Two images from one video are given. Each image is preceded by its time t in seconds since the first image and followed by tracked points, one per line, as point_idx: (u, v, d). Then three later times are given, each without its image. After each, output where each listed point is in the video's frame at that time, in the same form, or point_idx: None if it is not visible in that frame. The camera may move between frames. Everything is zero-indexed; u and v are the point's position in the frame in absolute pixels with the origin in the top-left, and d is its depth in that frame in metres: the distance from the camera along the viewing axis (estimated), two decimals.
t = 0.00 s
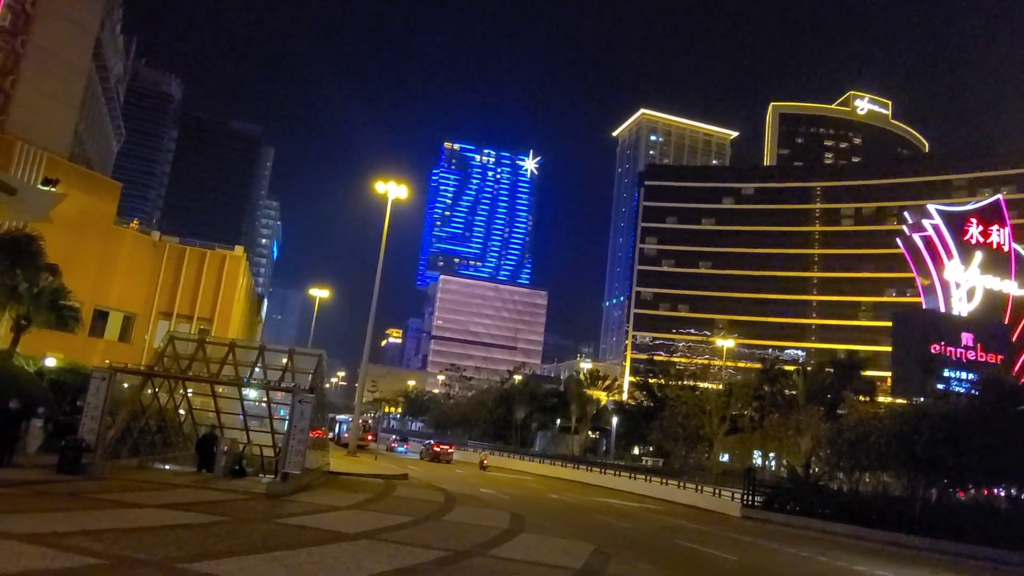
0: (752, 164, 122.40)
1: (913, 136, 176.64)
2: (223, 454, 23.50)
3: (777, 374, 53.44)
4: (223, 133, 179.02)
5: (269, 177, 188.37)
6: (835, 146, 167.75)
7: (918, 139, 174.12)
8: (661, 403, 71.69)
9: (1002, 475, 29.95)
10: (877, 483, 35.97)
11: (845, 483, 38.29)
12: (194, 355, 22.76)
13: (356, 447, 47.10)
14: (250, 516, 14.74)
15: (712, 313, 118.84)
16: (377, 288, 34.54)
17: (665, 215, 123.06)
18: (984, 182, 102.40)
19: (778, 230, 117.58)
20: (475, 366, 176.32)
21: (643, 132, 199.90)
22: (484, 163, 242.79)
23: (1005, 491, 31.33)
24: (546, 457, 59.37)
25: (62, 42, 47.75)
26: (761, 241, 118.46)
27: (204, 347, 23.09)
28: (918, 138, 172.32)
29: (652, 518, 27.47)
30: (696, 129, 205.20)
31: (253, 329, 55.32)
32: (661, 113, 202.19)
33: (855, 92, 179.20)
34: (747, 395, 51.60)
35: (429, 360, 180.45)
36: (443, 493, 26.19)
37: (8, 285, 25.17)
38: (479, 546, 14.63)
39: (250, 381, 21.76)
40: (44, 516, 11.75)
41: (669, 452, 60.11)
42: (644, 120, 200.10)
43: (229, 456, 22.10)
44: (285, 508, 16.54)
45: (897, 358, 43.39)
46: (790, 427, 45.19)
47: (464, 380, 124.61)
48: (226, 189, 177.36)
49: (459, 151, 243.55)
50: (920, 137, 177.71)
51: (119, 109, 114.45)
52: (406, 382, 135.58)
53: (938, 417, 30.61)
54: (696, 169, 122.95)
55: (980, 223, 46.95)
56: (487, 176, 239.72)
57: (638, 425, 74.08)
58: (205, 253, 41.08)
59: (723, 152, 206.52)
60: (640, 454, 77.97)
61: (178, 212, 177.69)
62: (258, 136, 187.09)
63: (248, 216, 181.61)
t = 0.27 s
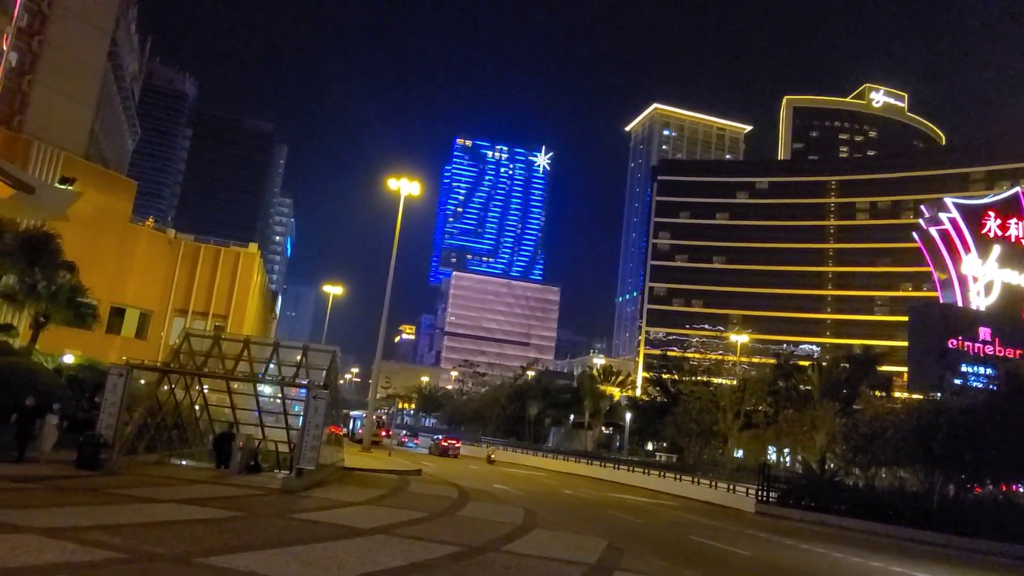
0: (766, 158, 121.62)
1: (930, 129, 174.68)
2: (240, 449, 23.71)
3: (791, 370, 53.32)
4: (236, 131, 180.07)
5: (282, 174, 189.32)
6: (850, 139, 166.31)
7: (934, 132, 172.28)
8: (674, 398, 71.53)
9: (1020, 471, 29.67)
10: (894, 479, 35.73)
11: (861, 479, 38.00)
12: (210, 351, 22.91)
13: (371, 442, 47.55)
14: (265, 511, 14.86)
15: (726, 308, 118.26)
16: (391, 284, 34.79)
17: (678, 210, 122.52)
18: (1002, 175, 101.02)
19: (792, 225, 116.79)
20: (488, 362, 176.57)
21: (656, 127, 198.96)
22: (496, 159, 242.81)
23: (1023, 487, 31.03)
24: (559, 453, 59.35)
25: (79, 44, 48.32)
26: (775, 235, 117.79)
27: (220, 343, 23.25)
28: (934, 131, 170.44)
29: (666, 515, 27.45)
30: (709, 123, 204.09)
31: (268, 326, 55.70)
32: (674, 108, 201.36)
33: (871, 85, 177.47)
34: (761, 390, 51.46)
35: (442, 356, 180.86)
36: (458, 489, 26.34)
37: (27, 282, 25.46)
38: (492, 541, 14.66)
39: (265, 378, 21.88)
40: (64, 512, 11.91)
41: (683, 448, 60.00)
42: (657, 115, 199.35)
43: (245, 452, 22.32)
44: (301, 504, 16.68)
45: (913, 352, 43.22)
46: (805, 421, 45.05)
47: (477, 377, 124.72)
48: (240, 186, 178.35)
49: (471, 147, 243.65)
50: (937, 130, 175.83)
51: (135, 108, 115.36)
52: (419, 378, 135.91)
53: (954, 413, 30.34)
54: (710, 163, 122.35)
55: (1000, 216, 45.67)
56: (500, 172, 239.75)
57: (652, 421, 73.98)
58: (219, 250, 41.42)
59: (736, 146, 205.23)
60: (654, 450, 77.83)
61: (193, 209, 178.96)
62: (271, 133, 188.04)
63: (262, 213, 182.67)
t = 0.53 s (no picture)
0: (776, 152, 120.99)
1: (941, 121, 173.28)
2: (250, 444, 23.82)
3: (800, 364, 53.19)
4: (245, 127, 180.68)
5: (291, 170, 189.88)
6: (860, 132, 165.17)
7: (945, 124, 170.86)
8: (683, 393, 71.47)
9: None
10: (904, 474, 35.59)
11: (871, 473, 37.86)
12: (220, 346, 23.04)
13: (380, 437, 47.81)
14: (275, 505, 14.94)
15: (735, 302, 117.95)
16: (399, 279, 34.87)
17: (686, 205, 122.12)
18: (1014, 167, 99.64)
19: (802, 218, 116.28)
20: (496, 357, 176.84)
21: (664, 120, 198.42)
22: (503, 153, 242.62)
23: None
24: (567, 448, 59.43)
25: (90, 41, 48.64)
26: (784, 229, 117.30)
27: (229, 339, 23.38)
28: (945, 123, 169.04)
29: (674, 509, 27.44)
30: (717, 117, 203.18)
31: (277, 321, 55.97)
32: (682, 102, 200.65)
33: (881, 77, 176.10)
34: (770, 384, 51.36)
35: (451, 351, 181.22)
36: (467, 483, 26.40)
37: (38, 278, 25.63)
38: (502, 535, 14.72)
39: (275, 372, 21.96)
40: (74, 505, 11.96)
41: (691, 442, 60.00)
42: (664, 109, 199.18)
43: (255, 446, 22.41)
44: (311, 498, 16.73)
45: (924, 346, 42.99)
46: (815, 415, 44.91)
47: (486, 371, 124.89)
48: (248, 182, 178.92)
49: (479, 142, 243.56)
50: (948, 122, 174.45)
51: (144, 105, 115.85)
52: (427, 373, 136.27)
53: (966, 407, 30.14)
54: (718, 157, 121.85)
55: (1013, 209, 44.62)
56: (507, 166, 239.62)
57: (660, 415, 73.93)
58: (228, 246, 41.61)
59: (745, 140, 204.17)
60: (662, 444, 77.83)
61: (202, 205, 179.73)
62: (279, 129, 188.43)
63: (271, 209, 183.37)
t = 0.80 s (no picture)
0: (783, 145, 120.45)
1: (950, 114, 172.02)
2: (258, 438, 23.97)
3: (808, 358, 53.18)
4: (251, 123, 181.02)
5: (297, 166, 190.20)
6: (868, 125, 164.20)
7: (955, 116, 169.60)
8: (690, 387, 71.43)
9: None
10: (911, 468, 35.56)
11: (878, 467, 37.82)
12: (228, 342, 23.11)
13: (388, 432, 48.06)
14: (284, 498, 15.09)
15: (742, 297, 117.76)
16: (406, 274, 35.01)
17: (693, 198, 121.80)
18: None
19: (809, 212, 115.77)
20: (503, 352, 177.09)
21: (671, 114, 197.67)
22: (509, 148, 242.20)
23: None
24: (573, 442, 59.57)
25: (96, 36, 48.74)
26: (791, 223, 116.91)
27: (237, 334, 23.48)
28: (955, 116, 167.78)
29: (680, 502, 27.52)
30: (724, 110, 202.25)
31: (285, 316, 56.18)
32: (689, 95, 199.81)
33: (889, 69, 174.91)
34: (777, 378, 51.36)
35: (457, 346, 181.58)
36: (474, 477, 26.53)
37: (48, 274, 25.80)
38: (509, 529, 14.82)
39: (283, 367, 22.07)
40: (83, 499, 12.08)
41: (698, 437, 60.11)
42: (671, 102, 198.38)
43: (263, 440, 22.54)
44: (319, 492, 16.86)
45: (932, 340, 42.92)
46: (822, 408, 44.92)
47: (492, 366, 125.11)
48: (255, 178, 179.34)
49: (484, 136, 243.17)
50: (957, 114, 173.18)
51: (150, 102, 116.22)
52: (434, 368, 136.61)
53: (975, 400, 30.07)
54: (725, 150, 121.40)
55: None
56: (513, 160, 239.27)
57: (667, 410, 73.95)
58: (236, 241, 41.79)
59: (752, 133, 203.11)
60: (669, 439, 77.87)
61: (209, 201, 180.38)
62: (285, 125, 188.70)
63: (278, 204, 183.84)
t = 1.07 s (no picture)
0: (788, 134, 119.88)
1: (958, 102, 170.74)
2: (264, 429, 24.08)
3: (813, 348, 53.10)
4: (255, 114, 181.06)
5: (302, 156, 190.25)
6: (875, 114, 163.11)
7: (962, 104, 168.33)
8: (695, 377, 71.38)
9: None
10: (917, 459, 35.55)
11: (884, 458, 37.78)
12: (234, 333, 23.15)
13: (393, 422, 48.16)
14: (291, 488, 15.17)
15: (747, 287, 117.50)
16: (411, 265, 35.08)
17: (698, 188, 121.43)
18: None
19: (815, 202, 115.29)
20: (507, 343, 177.27)
21: (676, 103, 196.71)
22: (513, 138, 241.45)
23: None
24: (579, 432, 59.66)
25: (99, 27, 48.74)
26: (796, 213, 116.50)
27: (243, 325, 23.52)
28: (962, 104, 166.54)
29: (685, 492, 27.60)
30: (730, 99, 201.14)
31: (289, 307, 56.31)
32: (694, 84, 198.81)
33: (896, 57, 173.59)
34: (782, 368, 51.25)
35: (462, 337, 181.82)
36: (479, 468, 26.63)
37: (54, 265, 25.90)
38: (515, 519, 14.82)
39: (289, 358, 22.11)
40: (90, 489, 12.14)
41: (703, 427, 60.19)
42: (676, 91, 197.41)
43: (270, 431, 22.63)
44: (325, 482, 16.93)
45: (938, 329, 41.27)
46: (828, 398, 44.68)
47: (498, 356, 125.30)
48: (259, 169, 179.39)
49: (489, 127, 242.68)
50: (964, 103, 171.92)
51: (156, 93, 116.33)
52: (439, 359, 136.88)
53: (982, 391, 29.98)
54: (731, 140, 120.89)
55: None
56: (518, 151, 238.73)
57: (672, 400, 73.98)
58: (241, 232, 41.91)
59: (758, 122, 201.93)
60: (674, 429, 77.98)
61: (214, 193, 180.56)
62: (290, 116, 188.57)
63: (283, 195, 184.06)
